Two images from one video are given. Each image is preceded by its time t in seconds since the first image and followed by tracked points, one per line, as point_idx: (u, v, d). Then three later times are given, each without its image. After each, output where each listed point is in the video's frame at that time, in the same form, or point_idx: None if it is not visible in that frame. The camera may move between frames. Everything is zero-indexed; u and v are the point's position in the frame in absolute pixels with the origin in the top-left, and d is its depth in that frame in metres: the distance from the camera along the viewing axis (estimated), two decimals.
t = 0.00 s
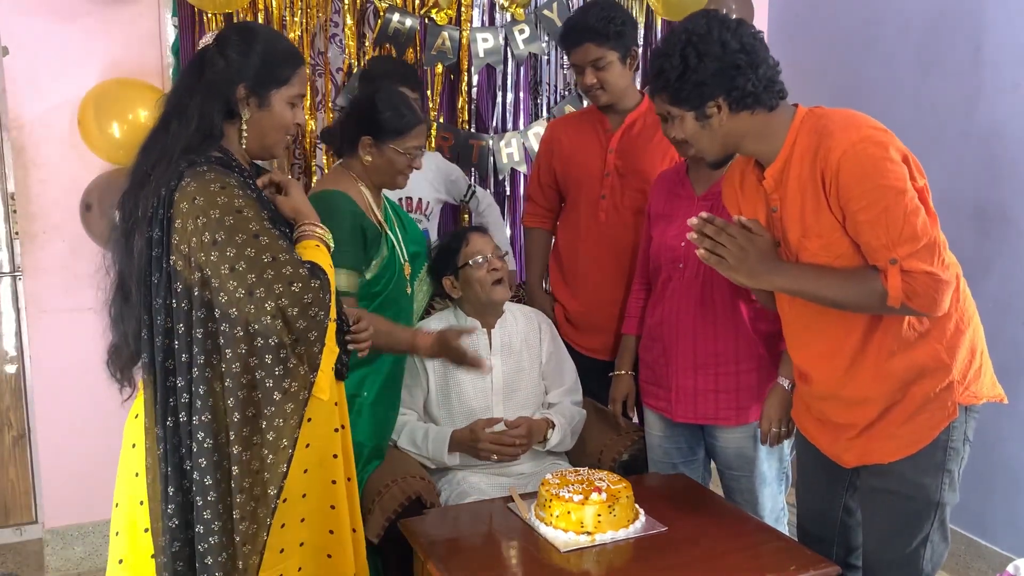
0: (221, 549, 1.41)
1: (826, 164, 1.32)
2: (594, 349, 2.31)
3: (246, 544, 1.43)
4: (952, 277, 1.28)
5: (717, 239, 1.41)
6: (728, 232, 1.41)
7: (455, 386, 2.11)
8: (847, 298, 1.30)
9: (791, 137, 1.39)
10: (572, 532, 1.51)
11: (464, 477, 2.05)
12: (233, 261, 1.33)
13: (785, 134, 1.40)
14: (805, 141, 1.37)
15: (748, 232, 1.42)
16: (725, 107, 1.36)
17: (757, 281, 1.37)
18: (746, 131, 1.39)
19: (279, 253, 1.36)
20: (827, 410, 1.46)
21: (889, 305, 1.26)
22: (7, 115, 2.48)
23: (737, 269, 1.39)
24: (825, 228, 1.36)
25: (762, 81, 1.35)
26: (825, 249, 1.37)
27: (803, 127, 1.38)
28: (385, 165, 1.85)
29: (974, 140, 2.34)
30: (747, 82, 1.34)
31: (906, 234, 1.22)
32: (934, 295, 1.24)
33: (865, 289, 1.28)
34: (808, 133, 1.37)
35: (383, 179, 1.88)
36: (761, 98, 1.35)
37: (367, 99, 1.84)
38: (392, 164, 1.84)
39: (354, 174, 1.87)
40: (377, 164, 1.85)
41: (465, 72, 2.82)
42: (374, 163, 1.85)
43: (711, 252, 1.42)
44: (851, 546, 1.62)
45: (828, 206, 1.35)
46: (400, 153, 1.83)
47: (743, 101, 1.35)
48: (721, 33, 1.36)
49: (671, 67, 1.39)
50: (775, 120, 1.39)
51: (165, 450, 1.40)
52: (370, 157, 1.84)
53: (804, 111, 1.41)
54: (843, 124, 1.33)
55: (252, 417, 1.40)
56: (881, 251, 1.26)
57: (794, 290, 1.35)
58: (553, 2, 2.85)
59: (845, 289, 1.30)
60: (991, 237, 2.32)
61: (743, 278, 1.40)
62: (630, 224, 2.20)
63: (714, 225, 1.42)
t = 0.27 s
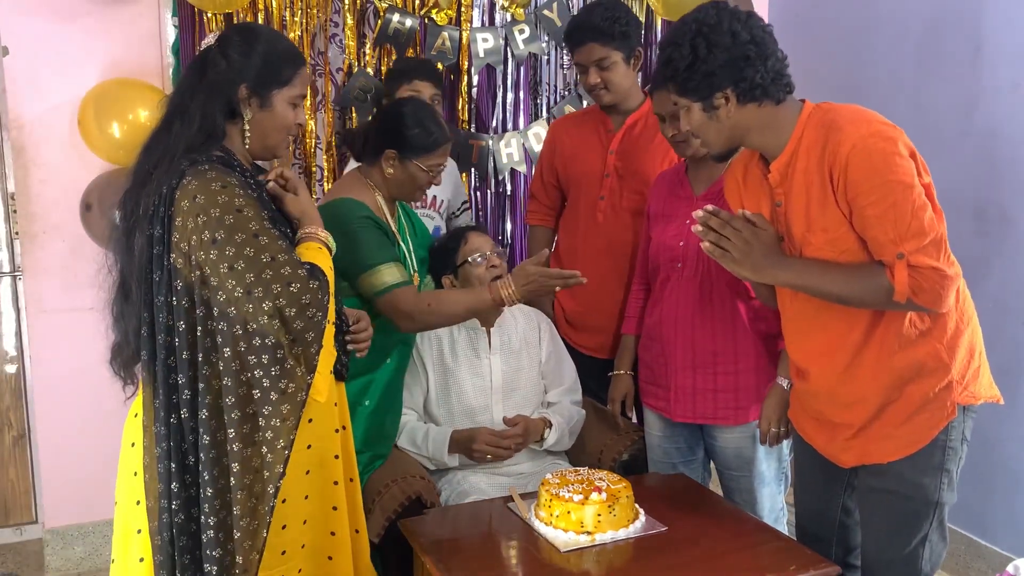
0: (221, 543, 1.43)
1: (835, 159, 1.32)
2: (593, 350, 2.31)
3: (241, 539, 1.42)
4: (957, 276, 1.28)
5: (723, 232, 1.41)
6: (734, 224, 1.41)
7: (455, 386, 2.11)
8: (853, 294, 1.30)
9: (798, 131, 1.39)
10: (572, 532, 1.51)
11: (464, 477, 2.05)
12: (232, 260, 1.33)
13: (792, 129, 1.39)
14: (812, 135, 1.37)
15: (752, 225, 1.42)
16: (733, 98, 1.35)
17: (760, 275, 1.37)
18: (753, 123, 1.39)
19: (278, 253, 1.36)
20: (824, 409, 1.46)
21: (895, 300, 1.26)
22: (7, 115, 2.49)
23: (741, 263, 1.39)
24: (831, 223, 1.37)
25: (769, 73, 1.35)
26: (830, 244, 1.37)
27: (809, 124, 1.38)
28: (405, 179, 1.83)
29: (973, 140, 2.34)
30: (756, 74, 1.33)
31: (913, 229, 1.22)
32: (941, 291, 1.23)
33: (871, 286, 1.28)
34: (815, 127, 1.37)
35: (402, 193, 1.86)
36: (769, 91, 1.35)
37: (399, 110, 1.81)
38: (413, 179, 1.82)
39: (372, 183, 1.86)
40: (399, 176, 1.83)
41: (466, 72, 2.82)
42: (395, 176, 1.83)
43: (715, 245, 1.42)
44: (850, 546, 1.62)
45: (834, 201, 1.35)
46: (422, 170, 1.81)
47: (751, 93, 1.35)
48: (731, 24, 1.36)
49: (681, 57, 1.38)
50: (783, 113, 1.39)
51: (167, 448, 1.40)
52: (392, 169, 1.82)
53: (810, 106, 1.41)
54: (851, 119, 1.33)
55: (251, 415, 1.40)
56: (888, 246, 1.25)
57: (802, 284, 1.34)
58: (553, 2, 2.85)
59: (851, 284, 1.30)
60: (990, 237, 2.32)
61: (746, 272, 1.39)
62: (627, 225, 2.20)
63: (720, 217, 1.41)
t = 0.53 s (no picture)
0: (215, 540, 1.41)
1: (839, 155, 1.32)
2: (592, 350, 2.31)
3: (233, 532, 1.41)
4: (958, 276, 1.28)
5: (724, 227, 1.41)
6: (736, 221, 1.41)
7: (455, 386, 2.11)
8: (856, 291, 1.30)
9: (803, 125, 1.39)
10: (572, 532, 1.51)
11: (464, 477, 2.05)
12: (228, 260, 1.33)
13: (794, 127, 1.39)
14: (816, 131, 1.37)
15: (753, 221, 1.42)
16: (737, 92, 1.35)
17: (761, 271, 1.37)
18: (756, 119, 1.38)
19: (275, 253, 1.35)
20: (820, 408, 1.47)
21: (897, 297, 1.26)
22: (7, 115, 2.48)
23: (743, 259, 1.39)
24: (834, 220, 1.36)
25: (775, 69, 1.35)
26: (832, 240, 1.37)
27: (812, 121, 1.38)
28: (417, 180, 1.85)
29: (973, 139, 2.34)
30: (762, 69, 1.33)
31: (916, 225, 1.22)
32: (943, 288, 1.23)
33: (873, 282, 1.28)
34: (820, 122, 1.37)
35: (411, 194, 1.88)
36: (775, 86, 1.35)
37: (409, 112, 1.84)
38: (425, 180, 1.85)
39: (382, 186, 1.87)
40: (410, 179, 1.85)
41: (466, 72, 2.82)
42: (406, 177, 1.85)
43: (717, 241, 1.41)
44: (849, 546, 1.62)
45: (838, 198, 1.35)
46: (435, 172, 1.84)
47: (756, 88, 1.35)
48: (739, 18, 1.35)
49: (687, 49, 1.37)
50: (787, 109, 1.39)
51: (165, 446, 1.39)
52: (403, 171, 1.84)
53: (815, 102, 1.41)
54: (856, 115, 1.33)
55: (247, 414, 1.39)
56: (891, 242, 1.25)
57: (804, 281, 1.34)
58: (553, 2, 2.85)
59: (852, 281, 1.30)
60: (990, 237, 2.32)
61: (747, 267, 1.39)
62: (624, 225, 2.20)
63: (722, 212, 1.41)
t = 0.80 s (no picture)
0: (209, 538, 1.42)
1: (838, 154, 1.32)
2: (591, 351, 2.31)
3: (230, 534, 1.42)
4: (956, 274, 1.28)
5: (724, 223, 1.41)
6: (736, 216, 1.41)
7: (455, 386, 2.11)
8: (854, 290, 1.30)
9: (804, 123, 1.38)
10: (572, 532, 1.51)
11: (464, 477, 2.04)
12: (220, 261, 1.32)
13: (794, 125, 1.39)
14: (815, 129, 1.37)
15: (753, 216, 1.41)
16: (742, 86, 1.36)
17: (761, 268, 1.37)
18: (759, 115, 1.38)
19: (266, 255, 1.34)
20: (818, 407, 1.47)
21: (893, 296, 1.26)
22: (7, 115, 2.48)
23: (742, 254, 1.38)
24: (833, 218, 1.36)
25: (785, 71, 1.34)
26: (831, 238, 1.37)
27: (812, 119, 1.38)
28: (404, 171, 1.88)
29: (974, 139, 2.34)
30: (771, 69, 1.33)
31: (913, 225, 1.22)
32: (939, 288, 1.23)
33: (870, 282, 1.28)
34: (820, 120, 1.37)
35: (400, 186, 1.91)
36: (781, 87, 1.35)
37: (389, 105, 1.87)
38: (412, 170, 1.87)
39: (370, 180, 1.90)
40: (396, 170, 1.88)
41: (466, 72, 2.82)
42: (393, 168, 1.88)
43: (716, 236, 1.41)
44: (848, 546, 1.62)
45: (837, 196, 1.35)
46: (421, 161, 1.87)
47: (761, 86, 1.35)
48: (761, 13, 1.33)
49: (703, 32, 1.36)
50: (790, 109, 1.39)
51: (162, 446, 1.39)
52: (389, 163, 1.87)
53: (816, 101, 1.40)
54: (856, 114, 1.33)
55: (238, 415, 1.39)
56: (888, 241, 1.25)
57: (801, 279, 1.34)
58: (553, 2, 2.86)
59: (849, 279, 1.30)
60: (991, 237, 2.32)
61: (747, 264, 1.39)
62: (623, 226, 2.20)
63: (722, 207, 1.41)
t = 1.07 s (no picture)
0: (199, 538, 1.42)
1: (842, 150, 1.32)
2: (591, 351, 2.31)
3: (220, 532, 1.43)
4: (951, 277, 1.29)
5: (712, 229, 1.34)
6: (723, 221, 1.34)
7: (455, 386, 2.11)
8: (845, 290, 1.30)
9: (810, 119, 1.38)
10: (572, 532, 1.51)
11: (464, 477, 2.04)
12: (215, 261, 1.32)
13: (802, 120, 1.39)
14: (822, 125, 1.37)
15: (740, 219, 1.34)
16: (754, 78, 1.34)
17: (755, 271, 1.34)
18: (768, 107, 1.38)
19: (261, 255, 1.34)
20: (816, 406, 1.47)
21: (884, 297, 1.27)
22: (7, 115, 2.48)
23: (731, 257, 1.34)
24: (833, 215, 1.36)
25: (795, 60, 1.34)
26: (830, 235, 1.37)
27: (821, 115, 1.38)
28: (373, 159, 1.93)
29: (974, 139, 2.34)
30: (783, 58, 1.32)
31: (910, 226, 1.23)
32: (930, 291, 1.23)
33: (860, 282, 1.28)
34: (827, 117, 1.37)
35: (373, 175, 1.97)
36: (792, 77, 1.34)
37: (354, 96, 1.94)
38: (380, 158, 1.93)
39: (342, 171, 1.98)
40: (366, 158, 1.93)
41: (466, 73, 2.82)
42: (363, 157, 1.94)
43: (706, 242, 1.35)
44: (847, 546, 1.62)
45: (839, 193, 1.35)
46: (388, 149, 1.92)
47: (774, 76, 1.33)
48: (767, 4, 1.32)
49: (710, 30, 1.33)
50: (798, 102, 1.38)
51: (158, 444, 1.40)
52: (359, 151, 1.93)
53: (826, 96, 1.40)
54: (861, 111, 1.33)
55: (232, 415, 1.40)
56: (883, 241, 1.26)
57: (797, 279, 1.33)
58: (553, 2, 2.86)
59: (841, 280, 1.30)
60: (991, 237, 2.32)
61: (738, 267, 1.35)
62: (621, 227, 2.20)
63: (709, 214, 1.34)
